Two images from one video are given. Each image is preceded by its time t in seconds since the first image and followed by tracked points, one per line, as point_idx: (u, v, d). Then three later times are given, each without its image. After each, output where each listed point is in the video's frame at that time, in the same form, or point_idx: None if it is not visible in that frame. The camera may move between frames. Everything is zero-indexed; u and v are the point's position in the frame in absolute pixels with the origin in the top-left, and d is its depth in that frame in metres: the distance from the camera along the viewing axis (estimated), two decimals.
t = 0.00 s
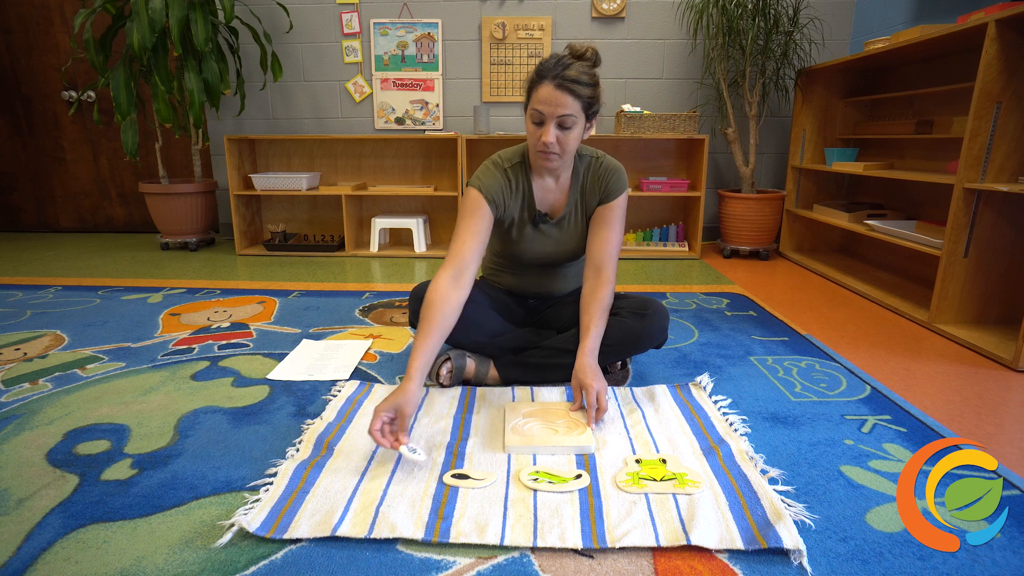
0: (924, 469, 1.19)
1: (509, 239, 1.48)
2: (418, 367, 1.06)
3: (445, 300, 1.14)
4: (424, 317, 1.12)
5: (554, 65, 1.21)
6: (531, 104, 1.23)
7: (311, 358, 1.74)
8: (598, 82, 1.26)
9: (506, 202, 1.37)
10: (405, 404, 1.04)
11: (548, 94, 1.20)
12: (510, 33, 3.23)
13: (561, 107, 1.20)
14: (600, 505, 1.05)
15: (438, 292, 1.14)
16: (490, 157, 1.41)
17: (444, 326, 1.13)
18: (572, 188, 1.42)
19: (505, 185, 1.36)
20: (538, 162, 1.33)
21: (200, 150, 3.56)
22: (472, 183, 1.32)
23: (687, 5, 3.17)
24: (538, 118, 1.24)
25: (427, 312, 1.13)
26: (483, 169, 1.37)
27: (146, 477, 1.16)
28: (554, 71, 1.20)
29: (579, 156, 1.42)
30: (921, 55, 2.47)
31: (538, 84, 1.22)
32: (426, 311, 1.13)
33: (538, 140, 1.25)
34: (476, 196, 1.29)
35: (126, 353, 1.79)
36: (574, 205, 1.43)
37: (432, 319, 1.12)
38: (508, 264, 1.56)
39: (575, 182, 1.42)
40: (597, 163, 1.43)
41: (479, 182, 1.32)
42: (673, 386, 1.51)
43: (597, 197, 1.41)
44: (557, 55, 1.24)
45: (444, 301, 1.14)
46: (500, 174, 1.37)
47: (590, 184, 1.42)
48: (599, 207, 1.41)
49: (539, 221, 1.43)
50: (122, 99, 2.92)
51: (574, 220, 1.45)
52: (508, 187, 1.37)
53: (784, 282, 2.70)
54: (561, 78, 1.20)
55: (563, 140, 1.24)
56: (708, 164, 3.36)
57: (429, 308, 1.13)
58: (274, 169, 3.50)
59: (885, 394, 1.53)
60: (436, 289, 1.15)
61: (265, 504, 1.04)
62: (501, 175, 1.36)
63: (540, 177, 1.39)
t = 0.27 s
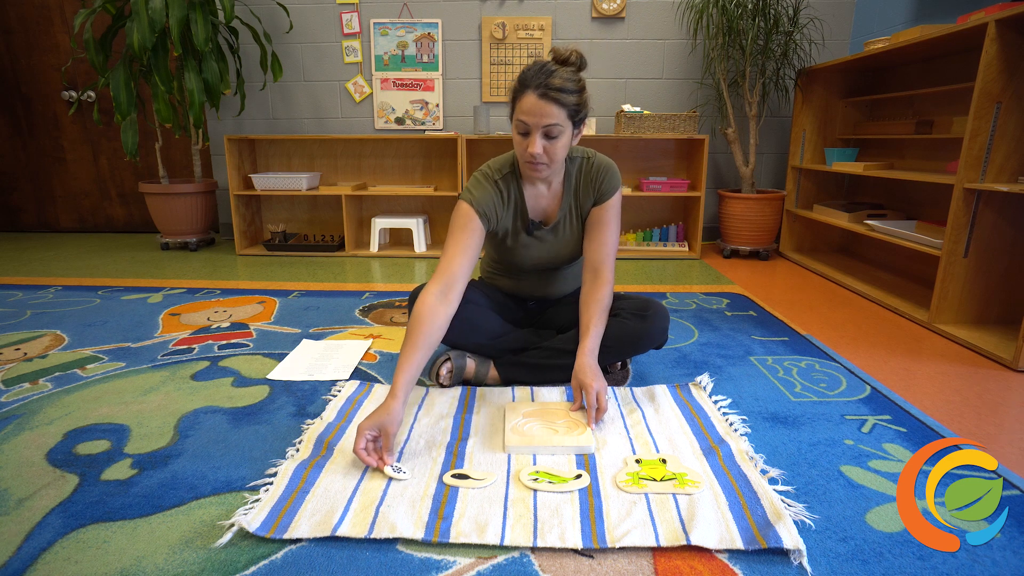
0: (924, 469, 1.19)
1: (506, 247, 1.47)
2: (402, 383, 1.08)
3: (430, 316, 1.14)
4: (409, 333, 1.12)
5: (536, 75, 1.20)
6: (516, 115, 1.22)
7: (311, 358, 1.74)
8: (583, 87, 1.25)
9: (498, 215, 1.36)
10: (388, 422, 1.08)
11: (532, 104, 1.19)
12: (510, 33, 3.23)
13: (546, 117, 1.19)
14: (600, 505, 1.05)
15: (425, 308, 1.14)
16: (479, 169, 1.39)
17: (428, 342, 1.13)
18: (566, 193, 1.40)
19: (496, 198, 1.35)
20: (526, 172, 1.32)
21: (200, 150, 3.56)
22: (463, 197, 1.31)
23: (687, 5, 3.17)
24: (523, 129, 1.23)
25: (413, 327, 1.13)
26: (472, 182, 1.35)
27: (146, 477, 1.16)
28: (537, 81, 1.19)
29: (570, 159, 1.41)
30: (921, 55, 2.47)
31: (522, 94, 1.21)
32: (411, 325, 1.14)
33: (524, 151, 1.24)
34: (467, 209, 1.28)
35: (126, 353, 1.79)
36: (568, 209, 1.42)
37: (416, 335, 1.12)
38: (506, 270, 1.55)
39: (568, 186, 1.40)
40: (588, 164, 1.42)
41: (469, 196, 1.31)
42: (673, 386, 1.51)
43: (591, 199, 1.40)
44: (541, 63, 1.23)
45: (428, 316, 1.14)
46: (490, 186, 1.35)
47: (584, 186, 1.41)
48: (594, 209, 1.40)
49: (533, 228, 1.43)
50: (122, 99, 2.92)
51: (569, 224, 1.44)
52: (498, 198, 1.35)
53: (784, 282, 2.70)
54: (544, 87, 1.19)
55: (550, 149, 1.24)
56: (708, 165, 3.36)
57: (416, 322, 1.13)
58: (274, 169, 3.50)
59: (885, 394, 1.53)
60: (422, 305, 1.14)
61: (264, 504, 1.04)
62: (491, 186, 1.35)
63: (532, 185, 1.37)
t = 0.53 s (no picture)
0: (923, 469, 1.19)
1: (505, 248, 1.47)
2: (412, 378, 1.08)
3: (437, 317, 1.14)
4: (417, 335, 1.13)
5: (530, 79, 1.20)
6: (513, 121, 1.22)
7: (311, 358, 1.74)
8: (578, 87, 1.24)
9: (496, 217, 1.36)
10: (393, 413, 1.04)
11: (530, 109, 1.18)
12: (510, 33, 3.23)
13: (544, 120, 1.19)
14: (600, 505, 1.05)
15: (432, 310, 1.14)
16: (477, 172, 1.39)
17: (435, 342, 1.13)
18: (564, 193, 1.40)
19: (495, 201, 1.35)
20: (525, 174, 1.32)
21: (200, 150, 3.56)
22: (461, 199, 1.31)
23: (687, 5, 3.17)
24: (522, 134, 1.22)
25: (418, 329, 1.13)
26: (470, 183, 1.35)
27: (146, 477, 1.16)
28: (533, 85, 1.19)
29: (567, 159, 1.40)
30: (921, 55, 2.47)
31: (517, 99, 1.20)
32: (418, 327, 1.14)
33: (525, 156, 1.24)
34: (465, 210, 1.28)
35: (126, 353, 1.79)
36: (567, 209, 1.42)
37: (423, 335, 1.12)
38: (506, 271, 1.55)
39: (566, 186, 1.40)
40: (586, 165, 1.41)
41: (467, 197, 1.31)
42: (673, 386, 1.51)
43: (590, 199, 1.40)
44: (534, 66, 1.23)
45: (436, 317, 1.14)
46: (487, 188, 1.35)
47: (582, 186, 1.41)
48: (592, 209, 1.40)
49: (533, 229, 1.42)
50: (122, 99, 2.92)
51: (568, 224, 1.43)
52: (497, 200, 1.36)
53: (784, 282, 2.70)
54: (541, 90, 1.18)
55: (551, 152, 1.23)
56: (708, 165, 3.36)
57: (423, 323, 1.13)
58: (274, 169, 3.50)
59: (885, 394, 1.53)
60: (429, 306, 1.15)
61: (264, 504, 1.04)
62: (489, 188, 1.35)
63: (530, 186, 1.37)
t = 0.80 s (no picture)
0: (923, 469, 1.19)
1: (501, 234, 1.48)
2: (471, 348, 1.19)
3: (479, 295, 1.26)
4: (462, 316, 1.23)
5: (529, 71, 1.20)
6: (516, 112, 1.23)
7: (311, 358, 1.74)
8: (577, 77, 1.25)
9: (497, 197, 1.39)
10: (470, 377, 1.14)
11: (532, 100, 1.19)
12: (510, 33, 3.23)
13: (547, 110, 1.20)
14: (600, 505, 1.05)
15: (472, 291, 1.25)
16: (484, 149, 1.43)
17: (481, 316, 1.25)
18: (564, 186, 1.41)
19: (498, 182, 1.38)
20: (527, 161, 1.34)
21: (200, 150, 3.57)
22: (463, 171, 1.36)
23: (687, 5, 3.17)
24: (525, 125, 1.23)
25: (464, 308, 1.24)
26: (476, 158, 1.40)
27: (146, 477, 1.16)
28: (533, 77, 1.19)
29: (571, 154, 1.42)
30: (921, 55, 2.46)
31: (519, 90, 1.21)
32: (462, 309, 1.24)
33: (529, 147, 1.25)
34: (469, 185, 1.33)
35: (126, 353, 1.79)
36: (565, 203, 1.42)
37: (469, 314, 1.23)
38: (503, 263, 1.54)
39: (567, 180, 1.41)
40: (590, 163, 1.42)
41: (469, 170, 1.36)
42: (673, 386, 1.51)
43: (589, 199, 1.40)
44: (533, 57, 1.23)
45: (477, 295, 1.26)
46: (491, 167, 1.38)
47: (583, 183, 1.41)
48: (592, 208, 1.39)
49: (530, 216, 1.43)
50: (122, 99, 2.92)
51: (566, 217, 1.44)
52: (500, 180, 1.38)
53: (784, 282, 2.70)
54: (542, 82, 1.19)
55: (554, 141, 1.24)
56: (708, 164, 3.36)
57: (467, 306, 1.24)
58: (274, 169, 3.50)
59: (885, 394, 1.53)
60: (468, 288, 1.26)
61: (265, 504, 1.04)
62: (493, 166, 1.39)
63: (531, 175, 1.39)
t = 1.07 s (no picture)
0: (924, 469, 1.19)
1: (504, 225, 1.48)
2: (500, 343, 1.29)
3: (494, 286, 1.34)
4: (486, 310, 1.33)
5: (534, 62, 1.23)
6: (523, 102, 1.24)
7: (311, 358, 1.74)
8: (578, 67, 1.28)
9: (503, 185, 1.41)
10: (508, 376, 1.26)
11: (539, 89, 1.21)
12: (510, 34, 3.23)
13: (554, 98, 1.21)
14: (599, 505, 1.05)
15: (490, 284, 1.34)
16: (492, 144, 1.47)
17: (502, 306, 1.34)
18: (568, 179, 1.44)
19: (504, 172, 1.41)
20: (534, 152, 1.37)
21: (200, 150, 3.57)
22: (471, 163, 1.41)
23: (687, 5, 3.17)
24: (532, 114, 1.25)
25: (486, 302, 1.34)
26: (483, 153, 1.45)
27: (147, 477, 1.16)
28: (537, 67, 1.22)
29: (575, 150, 1.45)
30: (921, 55, 2.46)
31: (524, 82, 1.23)
32: (485, 302, 1.34)
33: (537, 135, 1.26)
34: (475, 179, 1.39)
35: (126, 353, 1.79)
36: (569, 194, 1.44)
37: (491, 307, 1.32)
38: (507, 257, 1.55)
39: (571, 173, 1.44)
40: (593, 158, 1.44)
41: (477, 163, 1.41)
42: (673, 386, 1.52)
43: (592, 191, 1.42)
44: (533, 52, 1.26)
45: (494, 288, 1.34)
46: (497, 158, 1.42)
47: (586, 176, 1.43)
48: (595, 200, 1.41)
49: (535, 208, 1.45)
50: (123, 99, 2.92)
51: (569, 209, 1.46)
52: (506, 170, 1.42)
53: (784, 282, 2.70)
54: (546, 71, 1.21)
55: (562, 128, 1.26)
56: (708, 164, 3.36)
57: (488, 302, 1.33)
58: (274, 169, 3.50)
59: (885, 394, 1.53)
60: (486, 282, 1.34)
61: (265, 504, 1.04)
62: (499, 157, 1.43)
63: (536, 167, 1.42)
